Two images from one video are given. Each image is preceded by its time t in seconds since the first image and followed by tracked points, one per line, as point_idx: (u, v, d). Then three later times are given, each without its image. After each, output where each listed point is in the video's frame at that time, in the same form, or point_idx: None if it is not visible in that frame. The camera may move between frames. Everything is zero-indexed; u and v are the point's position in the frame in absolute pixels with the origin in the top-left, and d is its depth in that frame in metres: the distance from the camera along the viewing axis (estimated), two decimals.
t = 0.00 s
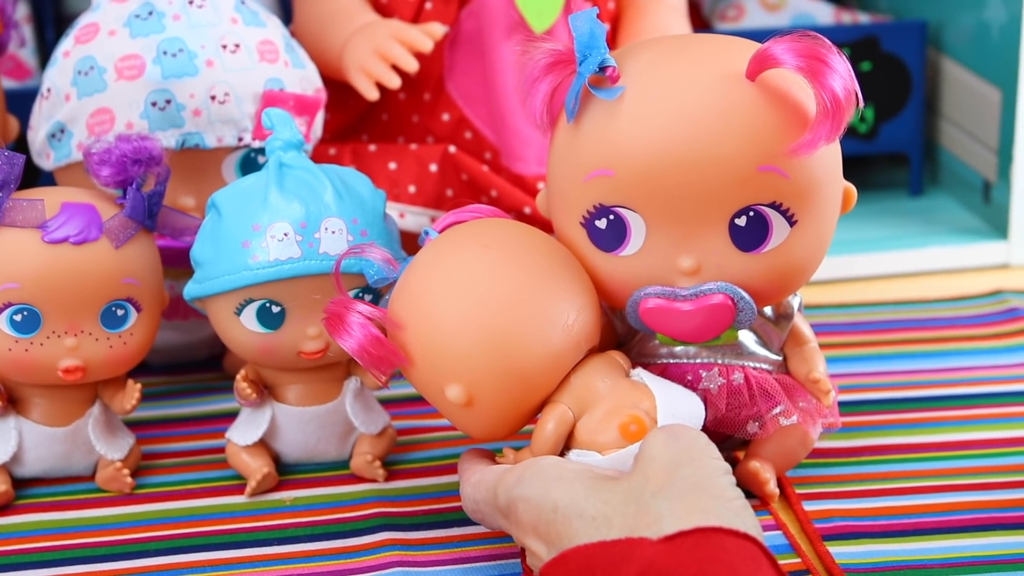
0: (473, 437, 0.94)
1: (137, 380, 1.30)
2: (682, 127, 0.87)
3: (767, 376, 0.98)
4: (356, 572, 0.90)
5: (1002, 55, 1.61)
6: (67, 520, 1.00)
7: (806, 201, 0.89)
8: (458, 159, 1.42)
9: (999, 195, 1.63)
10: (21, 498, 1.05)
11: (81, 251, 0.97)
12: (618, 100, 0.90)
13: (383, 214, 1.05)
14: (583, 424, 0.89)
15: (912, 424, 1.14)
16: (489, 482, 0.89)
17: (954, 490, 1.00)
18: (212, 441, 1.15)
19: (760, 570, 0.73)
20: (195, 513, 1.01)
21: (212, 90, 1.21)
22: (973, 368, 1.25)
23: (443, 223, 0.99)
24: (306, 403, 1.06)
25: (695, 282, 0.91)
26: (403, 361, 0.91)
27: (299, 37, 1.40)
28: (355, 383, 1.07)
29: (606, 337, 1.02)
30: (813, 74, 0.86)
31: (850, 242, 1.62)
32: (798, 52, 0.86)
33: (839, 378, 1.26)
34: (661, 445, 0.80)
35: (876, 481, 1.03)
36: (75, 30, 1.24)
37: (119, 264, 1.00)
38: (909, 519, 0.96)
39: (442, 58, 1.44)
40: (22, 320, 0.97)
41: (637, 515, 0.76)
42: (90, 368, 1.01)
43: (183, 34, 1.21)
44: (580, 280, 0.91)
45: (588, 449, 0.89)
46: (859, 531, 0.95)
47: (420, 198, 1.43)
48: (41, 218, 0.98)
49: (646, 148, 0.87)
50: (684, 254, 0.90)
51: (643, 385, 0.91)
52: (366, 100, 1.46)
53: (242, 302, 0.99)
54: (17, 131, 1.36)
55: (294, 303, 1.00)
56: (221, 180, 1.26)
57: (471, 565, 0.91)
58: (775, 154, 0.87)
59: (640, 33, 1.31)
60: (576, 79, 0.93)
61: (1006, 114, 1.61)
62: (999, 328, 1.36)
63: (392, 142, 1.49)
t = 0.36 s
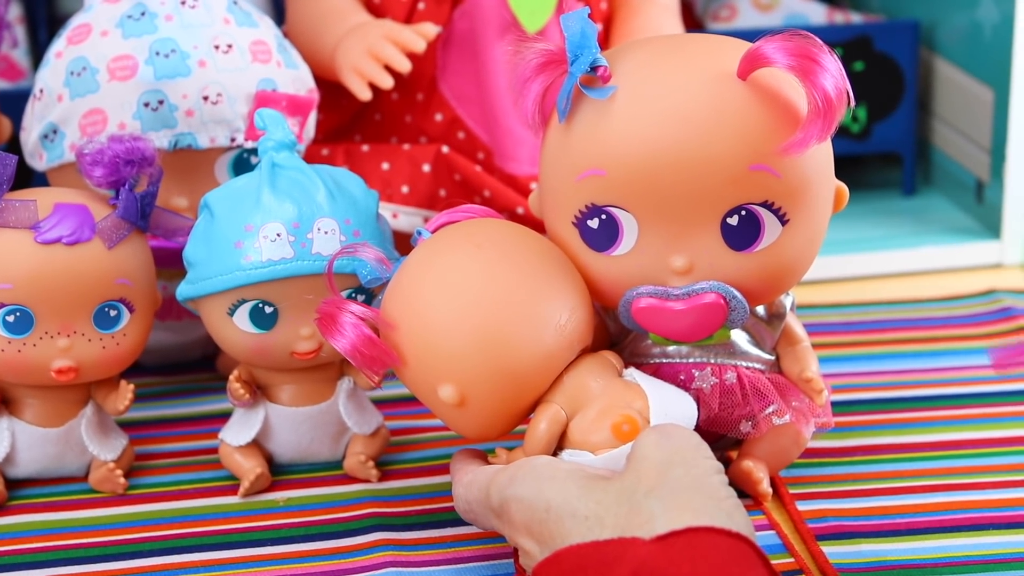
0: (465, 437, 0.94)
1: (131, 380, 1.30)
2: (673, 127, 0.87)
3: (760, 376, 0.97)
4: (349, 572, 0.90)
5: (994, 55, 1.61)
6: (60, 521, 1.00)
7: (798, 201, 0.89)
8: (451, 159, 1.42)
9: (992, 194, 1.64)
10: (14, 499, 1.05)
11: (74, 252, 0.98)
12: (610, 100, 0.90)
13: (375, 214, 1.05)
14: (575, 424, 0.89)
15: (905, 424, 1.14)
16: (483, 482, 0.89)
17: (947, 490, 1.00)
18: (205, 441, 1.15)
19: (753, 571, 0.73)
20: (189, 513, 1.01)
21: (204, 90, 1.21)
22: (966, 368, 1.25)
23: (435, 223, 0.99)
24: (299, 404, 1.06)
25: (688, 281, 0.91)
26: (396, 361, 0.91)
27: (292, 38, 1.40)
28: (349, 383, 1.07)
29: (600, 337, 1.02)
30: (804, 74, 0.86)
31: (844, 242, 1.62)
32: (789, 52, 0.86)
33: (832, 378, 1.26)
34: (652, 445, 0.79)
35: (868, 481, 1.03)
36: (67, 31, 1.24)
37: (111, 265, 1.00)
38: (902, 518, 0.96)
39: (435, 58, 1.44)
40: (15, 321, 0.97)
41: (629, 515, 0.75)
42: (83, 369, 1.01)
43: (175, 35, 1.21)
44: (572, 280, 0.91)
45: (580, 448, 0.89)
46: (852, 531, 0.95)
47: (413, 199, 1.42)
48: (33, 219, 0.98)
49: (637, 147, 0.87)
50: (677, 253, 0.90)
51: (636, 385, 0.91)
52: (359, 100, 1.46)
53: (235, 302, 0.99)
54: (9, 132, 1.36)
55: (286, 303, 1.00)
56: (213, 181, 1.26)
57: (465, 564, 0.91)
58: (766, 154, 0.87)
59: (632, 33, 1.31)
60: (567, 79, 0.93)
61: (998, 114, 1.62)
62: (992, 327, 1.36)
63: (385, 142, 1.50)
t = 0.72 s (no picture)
0: (462, 438, 0.94)
1: (128, 380, 1.30)
2: (670, 127, 0.87)
3: (757, 375, 0.97)
4: (347, 572, 0.90)
5: (992, 55, 1.63)
6: (56, 521, 1.00)
7: (795, 201, 0.89)
8: (449, 159, 1.42)
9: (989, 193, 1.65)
10: (12, 499, 1.05)
11: (71, 252, 0.98)
12: (606, 100, 0.90)
13: (373, 214, 1.05)
14: (572, 424, 0.89)
15: (901, 424, 1.14)
16: (479, 483, 0.89)
17: (944, 489, 1.00)
18: (203, 441, 1.15)
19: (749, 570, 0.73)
20: (186, 514, 1.01)
21: (202, 91, 1.21)
22: (963, 368, 1.26)
23: (432, 223, 0.99)
24: (296, 404, 1.06)
25: (684, 281, 0.91)
26: (393, 361, 0.90)
27: (289, 38, 1.40)
28: (346, 383, 1.07)
29: (597, 337, 1.02)
30: (802, 74, 0.86)
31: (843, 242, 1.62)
32: (787, 52, 0.86)
33: (829, 378, 1.26)
34: (649, 445, 0.79)
35: (865, 481, 1.03)
36: (64, 31, 1.24)
37: (108, 265, 0.99)
38: (900, 518, 0.96)
39: (433, 58, 1.44)
40: (12, 321, 0.97)
41: (626, 515, 0.75)
42: (81, 369, 1.01)
43: (173, 35, 1.21)
44: (569, 281, 0.91)
45: (577, 449, 0.89)
46: (850, 531, 0.95)
47: (410, 198, 1.42)
48: (30, 219, 0.98)
49: (633, 148, 0.87)
50: (674, 253, 0.90)
51: (633, 386, 0.91)
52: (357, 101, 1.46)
53: (232, 303, 0.99)
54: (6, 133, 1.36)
55: (283, 304, 0.99)
56: (210, 181, 1.26)
57: (462, 565, 0.91)
58: (764, 154, 0.87)
59: (630, 32, 1.31)
60: (564, 79, 0.93)
61: (997, 113, 1.64)
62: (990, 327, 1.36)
63: (383, 142, 1.50)
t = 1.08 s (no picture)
0: (464, 437, 0.94)
1: (129, 380, 1.30)
2: (671, 127, 0.87)
3: (759, 375, 0.98)
4: (348, 572, 0.90)
5: (992, 54, 1.62)
6: (57, 521, 1.00)
7: (796, 201, 0.89)
8: (449, 159, 1.42)
9: (990, 194, 1.64)
10: (12, 499, 1.05)
11: (72, 251, 0.98)
12: (608, 100, 0.90)
13: (374, 214, 1.05)
14: (573, 424, 0.89)
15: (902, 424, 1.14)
16: (480, 483, 0.90)
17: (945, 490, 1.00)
18: (204, 441, 1.15)
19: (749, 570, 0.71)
20: (187, 513, 1.01)
21: (202, 90, 1.21)
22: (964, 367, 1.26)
23: (433, 223, 0.99)
24: (297, 403, 1.06)
25: (685, 281, 0.91)
26: (394, 361, 0.90)
27: (290, 37, 1.40)
28: (347, 383, 1.07)
29: (598, 337, 1.02)
30: (802, 74, 0.86)
31: (843, 242, 1.62)
32: (788, 52, 0.87)
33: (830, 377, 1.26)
34: (649, 445, 0.78)
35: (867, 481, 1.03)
36: (65, 30, 1.24)
37: (109, 265, 0.99)
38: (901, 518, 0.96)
39: (433, 58, 1.44)
40: (13, 321, 0.97)
41: (627, 515, 0.75)
42: (82, 369, 1.01)
43: (173, 35, 1.21)
44: (570, 280, 0.91)
45: (579, 449, 0.89)
46: (851, 531, 0.95)
47: (411, 198, 1.42)
48: (32, 219, 0.98)
49: (634, 148, 0.88)
50: (675, 253, 0.90)
51: (634, 386, 0.91)
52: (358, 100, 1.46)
53: (233, 302, 0.99)
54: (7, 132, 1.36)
55: (284, 304, 1.00)
56: (211, 180, 1.26)
57: (463, 564, 0.91)
58: (764, 153, 0.87)
59: (631, 32, 1.31)
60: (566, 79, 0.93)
61: (997, 113, 1.63)
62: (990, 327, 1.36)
63: (383, 142, 1.50)
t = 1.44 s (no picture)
0: (464, 437, 0.94)
1: (130, 380, 1.30)
2: (672, 127, 0.87)
3: (759, 375, 0.99)
4: (349, 572, 0.90)
5: (993, 55, 1.62)
6: (57, 521, 1.00)
7: (797, 201, 0.90)
8: (450, 159, 1.42)
9: (992, 194, 1.64)
10: (13, 499, 1.05)
11: (73, 252, 0.98)
12: (609, 100, 0.90)
13: (375, 214, 1.05)
14: (575, 423, 0.89)
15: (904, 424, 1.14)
16: (480, 483, 0.90)
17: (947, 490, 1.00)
18: (205, 441, 1.15)
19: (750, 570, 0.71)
20: (187, 514, 1.01)
21: (203, 90, 1.21)
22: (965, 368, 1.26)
23: (434, 223, 0.99)
24: (298, 403, 1.06)
25: (686, 281, 0.91)
26: (395, 361, 0.90)
27: (291, 37, 1.40)
28: (348, 383, 1.07)
29: (599, 337, 1.02)
30: (803, 74, 0.86)
31: (843, 242, 1.62)
32: (788, 51, 0.87)
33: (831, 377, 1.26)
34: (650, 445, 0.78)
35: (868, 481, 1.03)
36: (66, 30, 1.24)
37: (110, 264, 1.00)
38: (903, 518, 0.96)
39: (434, 58, 1.44)
40: (14, 321, 0.97)
41: (627, 515, 0.75)
42: (82, 369, 1.01)
43: (174, 35, 1.21)
44: (571, 280, 0.91)
45: (580, 448, 0.89)
46: (852, 531, 0.95)
47: (412, 198, 1.42)
48: (33, 219, 0.98)
49: (635, 148, 0.88)
50: (676, 253, 0.90)
51: (636, 386, 0.91)
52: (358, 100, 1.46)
53: (234, 302, 0.99)
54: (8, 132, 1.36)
55: (285, 304, 1.00)
56: (212, 180, 1.26)
57: (464, 564, 0.91)
58: (765, 153, 0.87)
59: (632, 33, 1.31)
60: (567, 79, 0.93)
61: (998, 112, 1.62)
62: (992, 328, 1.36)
63: (384, 142, 1.50)
